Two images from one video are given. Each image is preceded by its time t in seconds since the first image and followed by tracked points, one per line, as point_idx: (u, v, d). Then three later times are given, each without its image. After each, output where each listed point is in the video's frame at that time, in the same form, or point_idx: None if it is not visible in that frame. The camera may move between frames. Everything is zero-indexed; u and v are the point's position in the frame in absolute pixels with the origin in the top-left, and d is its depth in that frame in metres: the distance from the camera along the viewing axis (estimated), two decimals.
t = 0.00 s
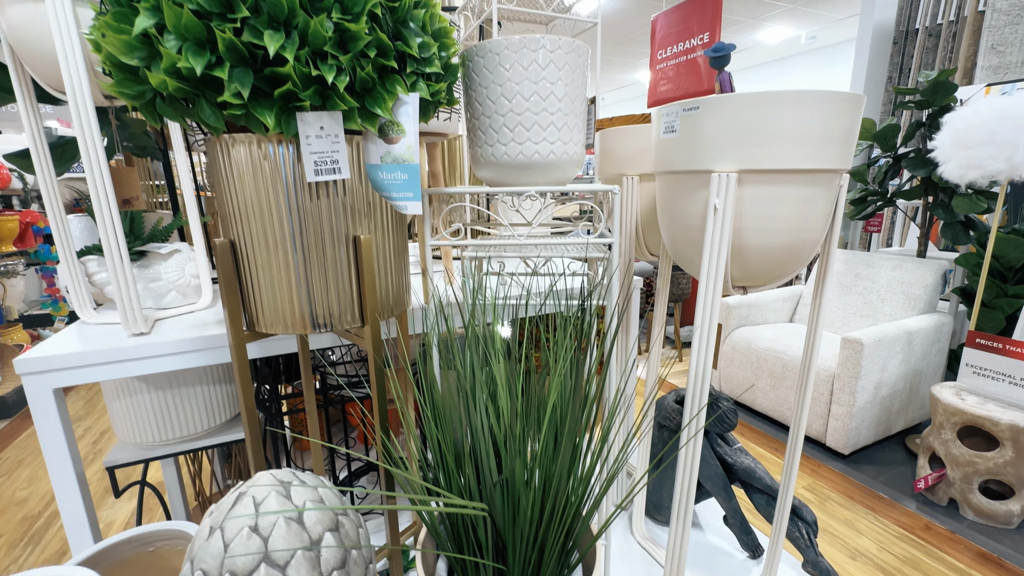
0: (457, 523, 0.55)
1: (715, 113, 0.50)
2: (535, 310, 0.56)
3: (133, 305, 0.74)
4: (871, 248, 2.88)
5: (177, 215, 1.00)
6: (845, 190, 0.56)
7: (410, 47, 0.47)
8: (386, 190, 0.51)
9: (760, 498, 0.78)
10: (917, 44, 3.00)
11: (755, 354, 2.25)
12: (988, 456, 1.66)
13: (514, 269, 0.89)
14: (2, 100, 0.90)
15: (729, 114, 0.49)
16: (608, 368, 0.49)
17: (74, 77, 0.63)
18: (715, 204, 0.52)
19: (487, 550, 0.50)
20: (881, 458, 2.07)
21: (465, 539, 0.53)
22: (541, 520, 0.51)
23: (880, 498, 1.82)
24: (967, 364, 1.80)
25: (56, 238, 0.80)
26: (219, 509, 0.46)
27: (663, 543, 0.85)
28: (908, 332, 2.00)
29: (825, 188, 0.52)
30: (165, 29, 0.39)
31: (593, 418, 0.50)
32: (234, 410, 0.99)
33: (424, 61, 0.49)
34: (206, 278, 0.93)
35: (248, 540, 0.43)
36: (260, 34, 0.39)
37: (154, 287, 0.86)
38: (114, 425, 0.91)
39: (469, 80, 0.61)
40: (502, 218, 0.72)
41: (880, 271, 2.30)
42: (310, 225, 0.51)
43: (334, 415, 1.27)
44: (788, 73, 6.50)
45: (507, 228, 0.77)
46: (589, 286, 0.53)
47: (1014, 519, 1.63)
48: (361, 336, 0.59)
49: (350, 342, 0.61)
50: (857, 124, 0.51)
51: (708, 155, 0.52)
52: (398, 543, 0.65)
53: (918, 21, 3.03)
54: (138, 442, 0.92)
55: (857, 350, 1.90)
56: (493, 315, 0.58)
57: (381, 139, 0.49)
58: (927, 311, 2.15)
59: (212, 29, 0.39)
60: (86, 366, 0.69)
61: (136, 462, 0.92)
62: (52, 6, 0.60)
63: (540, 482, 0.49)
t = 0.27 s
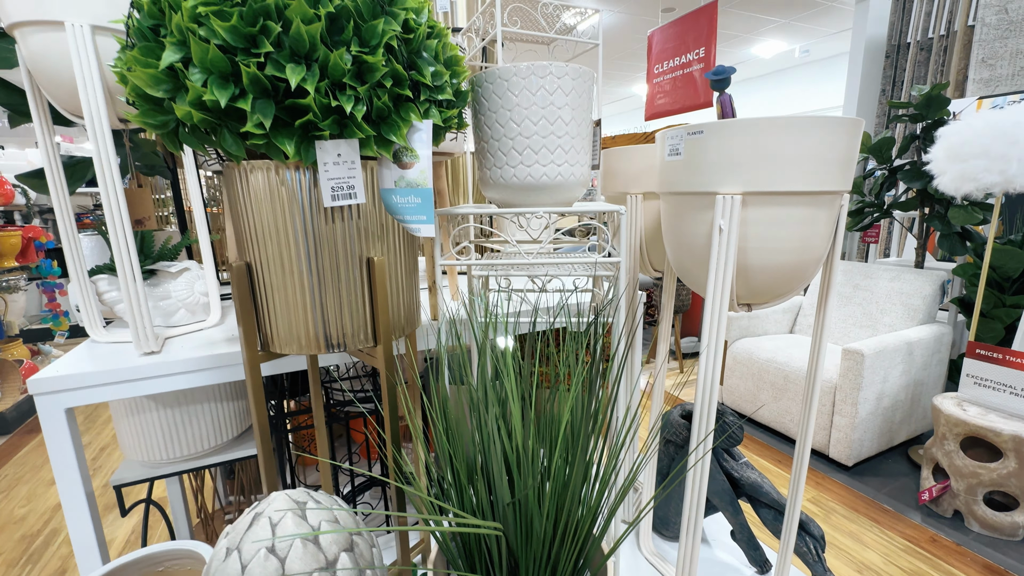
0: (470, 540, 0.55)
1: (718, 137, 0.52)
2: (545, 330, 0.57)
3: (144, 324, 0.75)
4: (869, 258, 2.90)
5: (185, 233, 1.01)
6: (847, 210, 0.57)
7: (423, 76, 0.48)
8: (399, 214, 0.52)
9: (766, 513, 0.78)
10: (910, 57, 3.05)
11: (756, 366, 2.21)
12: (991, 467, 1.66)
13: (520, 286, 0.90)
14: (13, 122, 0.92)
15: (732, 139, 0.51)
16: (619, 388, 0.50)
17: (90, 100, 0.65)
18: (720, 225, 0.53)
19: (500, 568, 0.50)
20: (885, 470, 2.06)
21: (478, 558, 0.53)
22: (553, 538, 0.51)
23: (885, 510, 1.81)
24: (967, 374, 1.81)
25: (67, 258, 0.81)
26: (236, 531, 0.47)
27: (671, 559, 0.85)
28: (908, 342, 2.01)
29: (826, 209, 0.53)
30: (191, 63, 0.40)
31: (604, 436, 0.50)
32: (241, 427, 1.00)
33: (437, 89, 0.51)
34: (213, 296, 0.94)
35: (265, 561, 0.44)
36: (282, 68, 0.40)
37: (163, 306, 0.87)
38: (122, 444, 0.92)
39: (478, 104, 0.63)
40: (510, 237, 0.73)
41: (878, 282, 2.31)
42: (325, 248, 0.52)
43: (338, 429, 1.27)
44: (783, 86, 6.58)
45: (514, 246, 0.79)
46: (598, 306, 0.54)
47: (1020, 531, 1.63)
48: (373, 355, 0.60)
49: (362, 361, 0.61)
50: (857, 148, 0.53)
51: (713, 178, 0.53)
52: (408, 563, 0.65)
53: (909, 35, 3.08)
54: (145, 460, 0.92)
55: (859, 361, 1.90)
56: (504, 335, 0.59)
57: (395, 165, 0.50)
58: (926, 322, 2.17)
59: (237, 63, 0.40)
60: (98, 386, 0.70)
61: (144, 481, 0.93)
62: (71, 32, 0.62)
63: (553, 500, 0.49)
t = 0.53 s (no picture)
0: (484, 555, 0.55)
1: (726, 156, 0.53)
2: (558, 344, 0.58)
3: (160, 338, 0.76)
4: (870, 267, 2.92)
5: (196, 248, 1.03)
6: (851, 225, 0.58)
7: (439, 98, 0.50)
8: (415, 231, 0.53)
9: (776, 524, 0.79)
10: (906, 68, 3.09)
11: (757, 377, 2.16)
12: (998, 477, 1.65)
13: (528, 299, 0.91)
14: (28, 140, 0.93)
15: (739, 158, 0.53)
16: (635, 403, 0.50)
17: (111, 120, 0.67)
18: (728, 240, 0.54)
19: None
20: (891, 480, 2.06)
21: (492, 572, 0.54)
22: (568, 553, 0.52)
23: (891, 521, 1.80)
24: (971, 383, 1.81)
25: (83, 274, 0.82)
26: (256, 544, 0.48)
27: (679, 570, 0.85)
28: (912, 352, 2.01)
29: (831, 225, 0.55)
30: (219, 88, 0.42)
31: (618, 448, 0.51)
32: (250, 439, 1.01)
33: (452, 110, 0.52)
34: (226, 309, 0.96)
35: (286, 573, 0.44)
36: (307, 92, 0.42)
37: (176, 320, 0.88)
38: (133, 457, 0.92)
39: (490, 123, 0.64)
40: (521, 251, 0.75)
41: (880, 291, 2.31)
42: (344, 265, 0.53)
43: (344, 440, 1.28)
44: (780, 96, 6.64)
45: (524, 260, 0.80)
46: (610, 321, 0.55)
47: None
48: (388, 369, 0.61)
49: (376, 375, 0.62)
50: (860, 165, 0.54)
51: (721, 195, 0.55)
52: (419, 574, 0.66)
53: (905, 47, 3.12)
54: (156, 472, 0.93)
55: (862, 371, 1.90)
56: (516, 350, 0.60)
57: (411, 184, 0.52)
58: (929, 331, 2.17)
59: (263, 88, 0.42)
60: (115, 400, 0.71)
61: (153, 493, 0.93)
62: (94, 55, 0.65)
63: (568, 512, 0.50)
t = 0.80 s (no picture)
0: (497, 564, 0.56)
1: (734, 168, 0.54)
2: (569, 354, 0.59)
3: (175, 348, 0.77)
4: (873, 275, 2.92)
5: (207, 259, 1.04)
6: (858, 236, 0.59)
7: (454, 114, 0.51)
8: (431, 243, 0.54)
9: (785, 533, 0.79)
10: (906, 77, 3.11)
11: (762, 383, 2.16)
12: (1006, 485, 1.64)
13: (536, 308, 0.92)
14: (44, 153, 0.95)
15: (747, 171, 0.54)
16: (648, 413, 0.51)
17: (130, 134, 0.69)
18: (737, 251, 0.55)
19: None
20: (898, 488, 2.05)
21: None
22: (581, 562, 0.52)
23: (899, 530, 1.79)
24: (977, 391, 1.81)
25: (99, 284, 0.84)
26: (275, 552, 0.48)
27: None
28: (917, 359, 2.01)
29: (839, 236, 0.56)
30: (244, 106, 0.43)
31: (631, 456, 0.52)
32: (260, 448, 1.02)
33: (466, 125, 0.53)
34: (237, 319, 0.97)
35: None
36: (328, 110, 0.43)
37: (189, 329, 0.89)
38: (144, 466, 0.93)
39: (501, 137, 0.66)
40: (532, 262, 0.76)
41: (884, 298, 2.31)
42: (360, 276, 0.54)
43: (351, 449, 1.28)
44: (780, 104, 6.67)
45: (534, 270, 0.81)
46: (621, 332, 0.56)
47: None
48: (401, 379, 0.61)
49: (390, 385, 0.63)
50: (867, 178, 0.55)
51: (730, 207, 0.56)
52: None
53: (904, 56, 3.15)
54: (166, 481, 0.94)
55: (868, 379, 1.90)
56: (528, 360, 0.61)
57: (427, 197, 0.53)
58: (934, 338, 2.17)
59: (286, 106, 0.43)
60: (130, 410, 0.72)
61: (164, 502, 0.94)
62: (115, 72, 0.66)
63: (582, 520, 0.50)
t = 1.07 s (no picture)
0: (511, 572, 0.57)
1: (744, 181, 0.55)
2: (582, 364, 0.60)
3: (191, 356, 0.78)
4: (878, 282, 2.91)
5: (219, 269, 1.05)
6: (866, 246, 0.60)
7: (470, 128, 0.52)
8: (447, 254, 0.55)
9: (796, 543, 0.79)
10: (908, 85, 3.13)
11: (769, 391, 2.15)
12: (1017, 495, 1.63)
13: (545, 317, 0.93)
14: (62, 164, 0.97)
15: (756, 183, 0.55)
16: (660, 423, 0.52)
17: (151, 147, 0.71)
18: (748, 262, 0.56)
19: None
20: (907, 498, 2.03)
21: None
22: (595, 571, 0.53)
23: (909, 540, 1.78)
24: (985, 400, 1.80)
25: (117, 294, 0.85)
26: (294, 559, 0.49)
27: None
28: (924, 368, 2.00)
29: (848, 247, 0.56)
30: (269, 123, 0.45)
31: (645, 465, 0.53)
32: (271, 456, 1.02)
33: (481, 139, 0.55)
34: (250, 327, 0.98)
35: None
36: (351, 126, 0.45)
37: (203, 337, 0.90)
38: (157, 473, 0.94)
39: (513, 149, 0.67)
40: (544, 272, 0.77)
41: (890, 305, 2.31)
42: (377, 287, 0.55)
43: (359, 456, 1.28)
44: (783, 112, 6.70)
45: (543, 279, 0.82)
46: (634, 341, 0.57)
47: None
48: (416, 388, 0.62)
49: (404, 393, 0.64)
50: (875, 190, 0.56)
51: (740, 218, 0.57)
52: None
53: (906, 64, 3.17)
54: (179, 488, 0.94)
55: (875, 387, 1.89)
56: (540, 369, 0.62)
57: (443, 210, 0.54)
58: (941, 346, 2.16)
59: (310, 123, 0.45)
60: (147, 417, 0.73)
61: (175, 509, 0.94)
62: (138, 87, 0.68)
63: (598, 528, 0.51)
